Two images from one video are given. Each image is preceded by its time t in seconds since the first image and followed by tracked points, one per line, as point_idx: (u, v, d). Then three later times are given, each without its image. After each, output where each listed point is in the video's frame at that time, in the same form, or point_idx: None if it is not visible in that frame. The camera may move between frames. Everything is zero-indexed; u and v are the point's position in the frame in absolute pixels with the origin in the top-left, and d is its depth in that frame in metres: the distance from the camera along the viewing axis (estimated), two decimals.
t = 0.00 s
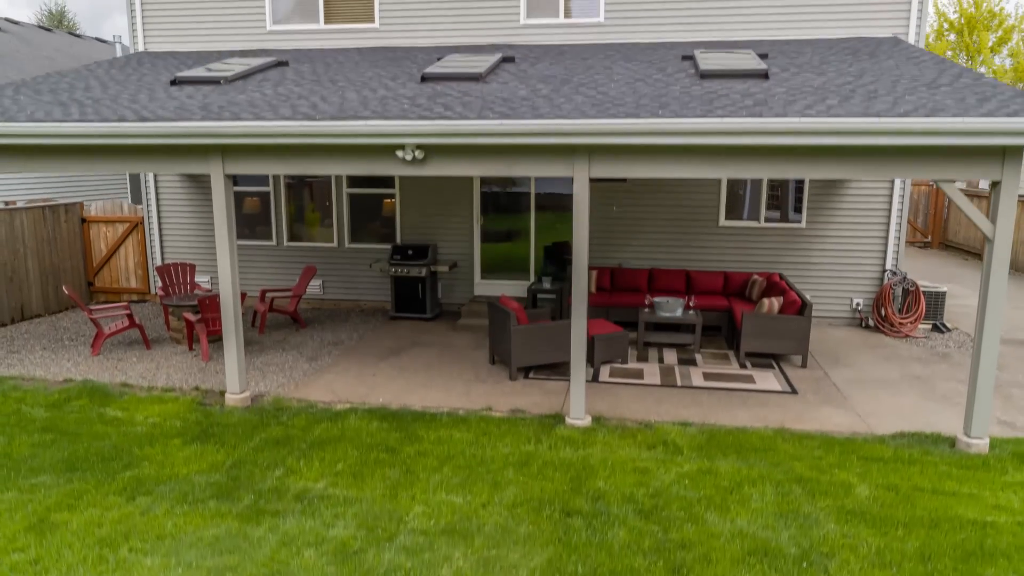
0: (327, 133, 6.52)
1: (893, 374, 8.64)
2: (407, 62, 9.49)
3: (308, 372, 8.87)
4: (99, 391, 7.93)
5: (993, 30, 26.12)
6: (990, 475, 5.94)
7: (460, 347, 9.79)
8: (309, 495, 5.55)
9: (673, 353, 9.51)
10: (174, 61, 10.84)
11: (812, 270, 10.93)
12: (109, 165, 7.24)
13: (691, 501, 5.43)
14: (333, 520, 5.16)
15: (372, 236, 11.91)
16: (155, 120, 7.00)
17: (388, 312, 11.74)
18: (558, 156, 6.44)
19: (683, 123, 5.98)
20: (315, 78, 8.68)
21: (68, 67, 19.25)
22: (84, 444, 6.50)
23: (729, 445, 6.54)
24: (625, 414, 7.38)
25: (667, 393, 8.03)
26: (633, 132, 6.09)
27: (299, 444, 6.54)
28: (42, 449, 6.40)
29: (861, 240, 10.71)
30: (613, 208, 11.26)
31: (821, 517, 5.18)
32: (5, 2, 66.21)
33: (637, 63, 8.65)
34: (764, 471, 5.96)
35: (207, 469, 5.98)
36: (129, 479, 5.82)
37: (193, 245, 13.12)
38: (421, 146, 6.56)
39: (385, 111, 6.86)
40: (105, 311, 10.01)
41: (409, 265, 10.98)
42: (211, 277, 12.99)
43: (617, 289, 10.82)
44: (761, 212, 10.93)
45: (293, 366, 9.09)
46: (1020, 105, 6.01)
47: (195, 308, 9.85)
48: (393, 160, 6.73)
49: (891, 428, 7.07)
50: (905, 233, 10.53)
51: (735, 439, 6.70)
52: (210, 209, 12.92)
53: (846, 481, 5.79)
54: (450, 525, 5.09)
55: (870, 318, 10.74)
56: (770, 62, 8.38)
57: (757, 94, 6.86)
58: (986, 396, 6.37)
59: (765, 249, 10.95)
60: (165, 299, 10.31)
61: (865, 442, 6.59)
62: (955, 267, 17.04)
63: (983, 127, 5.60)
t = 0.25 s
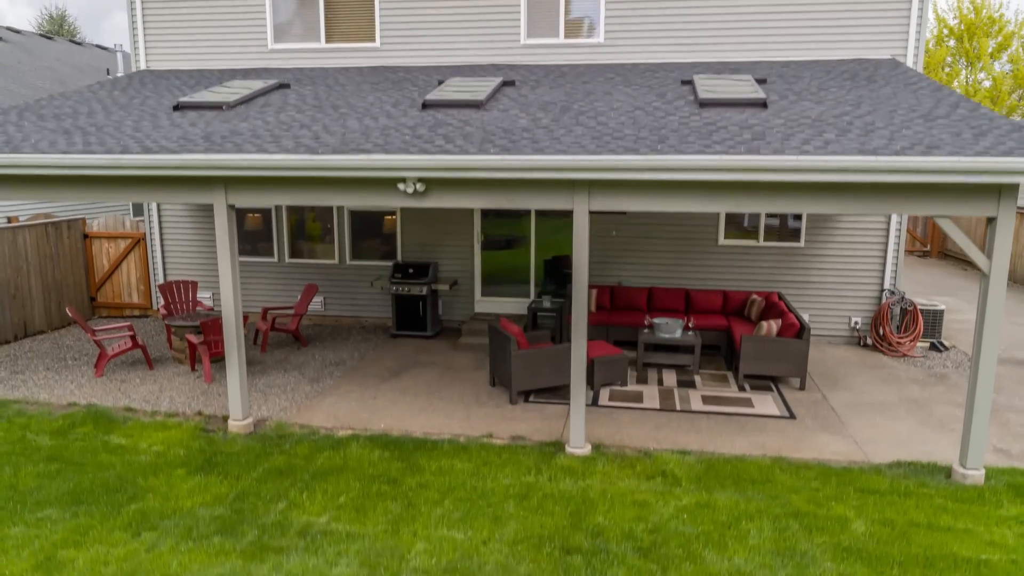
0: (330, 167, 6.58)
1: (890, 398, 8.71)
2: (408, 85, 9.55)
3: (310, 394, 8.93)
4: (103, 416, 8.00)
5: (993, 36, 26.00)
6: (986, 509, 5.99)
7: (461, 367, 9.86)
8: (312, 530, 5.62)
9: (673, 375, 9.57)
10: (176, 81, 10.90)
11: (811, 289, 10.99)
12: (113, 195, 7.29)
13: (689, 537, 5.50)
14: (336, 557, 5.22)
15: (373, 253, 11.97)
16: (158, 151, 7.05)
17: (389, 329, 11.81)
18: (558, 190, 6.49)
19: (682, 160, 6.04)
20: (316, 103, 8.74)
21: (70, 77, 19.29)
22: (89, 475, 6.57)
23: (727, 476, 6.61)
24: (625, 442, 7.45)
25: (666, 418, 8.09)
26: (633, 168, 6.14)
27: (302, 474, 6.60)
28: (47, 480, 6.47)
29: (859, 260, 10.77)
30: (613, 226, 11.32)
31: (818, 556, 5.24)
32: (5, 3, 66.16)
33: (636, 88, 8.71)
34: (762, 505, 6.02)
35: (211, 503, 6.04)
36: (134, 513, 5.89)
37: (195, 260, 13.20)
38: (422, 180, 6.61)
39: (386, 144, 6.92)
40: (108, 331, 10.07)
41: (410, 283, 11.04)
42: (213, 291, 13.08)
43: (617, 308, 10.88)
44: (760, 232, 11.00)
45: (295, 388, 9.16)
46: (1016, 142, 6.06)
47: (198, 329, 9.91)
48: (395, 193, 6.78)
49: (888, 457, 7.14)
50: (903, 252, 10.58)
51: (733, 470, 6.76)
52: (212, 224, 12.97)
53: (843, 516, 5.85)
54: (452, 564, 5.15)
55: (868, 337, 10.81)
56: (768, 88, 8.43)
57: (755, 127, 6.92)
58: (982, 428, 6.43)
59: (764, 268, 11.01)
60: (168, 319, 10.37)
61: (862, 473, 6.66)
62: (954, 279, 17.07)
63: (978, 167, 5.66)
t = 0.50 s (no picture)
0: (332, 195, 6.64)
1: (888, 415, 8.79)
2: (409, 103, 9.61)
3: (313, 412, 9.02)
4: (108, 436, 8.09)
5: (994, 38, 25.84)
6: (980, 536, 6.06)
7: (462, 382, 9.94)
8: (316, 559, 5.70)
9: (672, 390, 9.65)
10: (178, 96, 10.95)
11: (810, 303, 11.06)
12: (117, 220, 7.35)
13: (687, 566, 5.58)
14: None
15: (374, 266, 12.04)
16: (162, 177, 7.11)
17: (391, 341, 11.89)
18: (558, 219, 6.56)
19: (681, 192, 6.10)
20: (318, 123, 8.80)
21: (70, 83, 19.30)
22: (95, 499, 6.66)
23: (725, 501, 6.69)
24: (624, 463, 7.53)
25: (665, 438, 8.17)
26: (633, 199, 6.21)
27: (305, 498, 6.69)
28: (54, 505, 6.56)
29: (857, 272, 10.84)
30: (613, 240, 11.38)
31: None
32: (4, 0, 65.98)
33: (635, 109, 8.77)
34: (759, 532, 6.09)
35: (216, 530, 6.13)
36: (140, 540, 5.97)
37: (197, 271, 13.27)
38: (424, 208, 6.68)
39: (387, 171, 6.98)
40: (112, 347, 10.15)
41: (410, 297, 11.11)
42: (215, 302, 13.16)
43: (617, 322, 10.95)
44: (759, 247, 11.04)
45: (297, 405, 9.24)
46: (1012, 174, 6.13)
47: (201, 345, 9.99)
48: (396, 220, 6.84)
49: (884, 479, 7.23)
50: (902, 266, 10.64)
51: (731, 493, 6.84)
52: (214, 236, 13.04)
53: (839, 543, 5.92)
54: None
55: (866, 350, 10.89)
56: (767, 110, 8.49)
57: (753, 154, 6.98)
58: (976, 454, 6.51)
59: (763, 281, 11.09)
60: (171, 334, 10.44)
61: (858, 498, 6.73)
62: (952, 286, 17.12)
63: (974, 200, 5.73)
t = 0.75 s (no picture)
0: (333, 215, 6.70)
1: (883, 424, 8.88)
2: (409, 113, 9.65)
3: (315, 420, 9.11)
4: (113, 447, 8.20)
5: (996, 30, 25.81)
6: (973, 553, 6.16)
7: (463, 389, 10.03)
8: None
9: (670, 398, 9.74)
10: (178, 102, 10.98)
11: (808, 309, 11.14)
12: (120, 236, 7.41)
13: None
14: None
15: (375, 270, 12.09)
16: (164, 194, 7.16)
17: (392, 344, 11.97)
18: (557, 238, 6.61)
19: (680, 215, 6.15)
20: (319, 135, 8.83)
21: (69, 79, 19.27)
22: (102, 514, 6.77)
23: (722, 516, 6.79)
24: (623, 476, 7.63)
25: (664, 449, 8.27)
26: (631, 221, 6.26)
27: (309, 514, 6.80)
28: (62, 520, 6.66)
29: (857, 279, 10.89)
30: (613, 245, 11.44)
31: None
32: None
33: (635, 120, 8.81)
34: (755, 549, 6.20)
35: (221, 547, 6.24)
36: (147, 557, 6.08)
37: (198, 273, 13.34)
38: (424, 227, 6.73)
39: (388, 189, 7.03)
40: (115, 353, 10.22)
41: (411, 302, 11.17)
42: (217, 305, 13.24)
43: (617, 327, 11.02)
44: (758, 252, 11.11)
45: (300, 413, 9.33)
46: (1008, 196, 6.18)
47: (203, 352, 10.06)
48: (397, 239, 6.89)
49: (879, 492, 7.33)
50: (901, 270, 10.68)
51: (728, 508, 6.94)
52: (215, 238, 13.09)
53: (833, 561, 6.02)
54: None
55: (864, 356, 10.97)
56: (766, 122, 8.53)
57: (752, 172, 7.03)
58: (969, 471, 6.61)
59: (761, 287, 11.16)
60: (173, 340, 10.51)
61: (853, 513, 6.83)
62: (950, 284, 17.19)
63: (969, 225, 5.78)
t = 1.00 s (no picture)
0: (335, 232, 6.77)
1: (878, 429, 9.01)
2: (409, 118, 9.67)
3: (318, 425, 9.25)
4: (119, 454, 8.34)
5: (1001, 15, 25.72)
6: (962, 565, 6.30)
7: (463, 391, 10.15)
8: None
9: (668, 401, 9.87)
10: (178, 104, 11.00)
11: (805, 309, 11.23)
12: (124, 249, 7.49)
13: None
14: None
15: (375, 269, 12.17)
16: (167, 209, 7.23)
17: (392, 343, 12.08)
18: (557, 256, 6.68)
19: (677, 235, 6.22)
20: (320, 142, 8.87)
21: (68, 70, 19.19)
22: (111, 524, 6.92)
23: (717, 527, 6.93)
24: (620, 484, 7.77)
25: (661, 455, 8.40)
26: (629, 241, 6.33)
27: (313, 524, 6.94)
28: (71, 531, 6.81)
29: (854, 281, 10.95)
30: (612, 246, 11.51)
31: None
32: None
33: (634, 129, 8.84)
34: (749, 561, 6.34)
35: (228, 559, 6.39)
36: (155, 570, 6.22)
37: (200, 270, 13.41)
38: (424, 243, 6.79)
39: (389, 204, 7.09)
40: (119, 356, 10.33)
41: (412, 303, 11.26)
42: (218, 302, 13.33)
43: (615, 328, 11.12)
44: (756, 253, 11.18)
45: (303, 416, 9.46)
46: (1003, 216, 6.25)
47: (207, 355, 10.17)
48: (398, 254, 6.96)
49: (871, 501, 7.47)
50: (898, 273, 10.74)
51: (723, 517, 7.08)
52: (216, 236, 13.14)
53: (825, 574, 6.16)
54: None
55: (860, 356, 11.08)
56: (765, 131, 8.56)
57: (749, 187, 7.08)
58: (960, 484, 6.74)
59: (759, 287, 11.25)
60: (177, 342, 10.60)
61: (846, 523, 6.97)
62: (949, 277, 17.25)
63: (963, 248, 5.85)
